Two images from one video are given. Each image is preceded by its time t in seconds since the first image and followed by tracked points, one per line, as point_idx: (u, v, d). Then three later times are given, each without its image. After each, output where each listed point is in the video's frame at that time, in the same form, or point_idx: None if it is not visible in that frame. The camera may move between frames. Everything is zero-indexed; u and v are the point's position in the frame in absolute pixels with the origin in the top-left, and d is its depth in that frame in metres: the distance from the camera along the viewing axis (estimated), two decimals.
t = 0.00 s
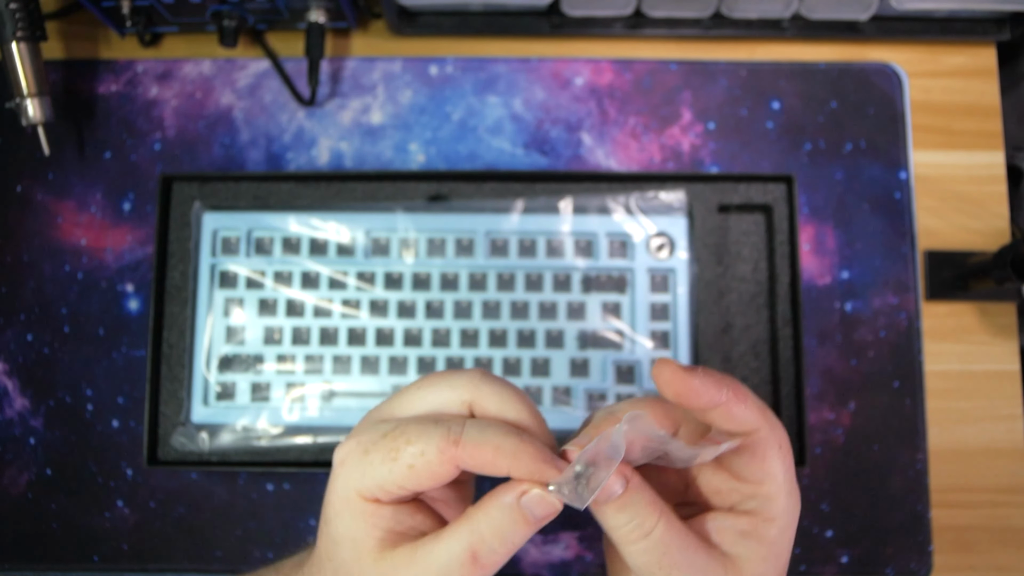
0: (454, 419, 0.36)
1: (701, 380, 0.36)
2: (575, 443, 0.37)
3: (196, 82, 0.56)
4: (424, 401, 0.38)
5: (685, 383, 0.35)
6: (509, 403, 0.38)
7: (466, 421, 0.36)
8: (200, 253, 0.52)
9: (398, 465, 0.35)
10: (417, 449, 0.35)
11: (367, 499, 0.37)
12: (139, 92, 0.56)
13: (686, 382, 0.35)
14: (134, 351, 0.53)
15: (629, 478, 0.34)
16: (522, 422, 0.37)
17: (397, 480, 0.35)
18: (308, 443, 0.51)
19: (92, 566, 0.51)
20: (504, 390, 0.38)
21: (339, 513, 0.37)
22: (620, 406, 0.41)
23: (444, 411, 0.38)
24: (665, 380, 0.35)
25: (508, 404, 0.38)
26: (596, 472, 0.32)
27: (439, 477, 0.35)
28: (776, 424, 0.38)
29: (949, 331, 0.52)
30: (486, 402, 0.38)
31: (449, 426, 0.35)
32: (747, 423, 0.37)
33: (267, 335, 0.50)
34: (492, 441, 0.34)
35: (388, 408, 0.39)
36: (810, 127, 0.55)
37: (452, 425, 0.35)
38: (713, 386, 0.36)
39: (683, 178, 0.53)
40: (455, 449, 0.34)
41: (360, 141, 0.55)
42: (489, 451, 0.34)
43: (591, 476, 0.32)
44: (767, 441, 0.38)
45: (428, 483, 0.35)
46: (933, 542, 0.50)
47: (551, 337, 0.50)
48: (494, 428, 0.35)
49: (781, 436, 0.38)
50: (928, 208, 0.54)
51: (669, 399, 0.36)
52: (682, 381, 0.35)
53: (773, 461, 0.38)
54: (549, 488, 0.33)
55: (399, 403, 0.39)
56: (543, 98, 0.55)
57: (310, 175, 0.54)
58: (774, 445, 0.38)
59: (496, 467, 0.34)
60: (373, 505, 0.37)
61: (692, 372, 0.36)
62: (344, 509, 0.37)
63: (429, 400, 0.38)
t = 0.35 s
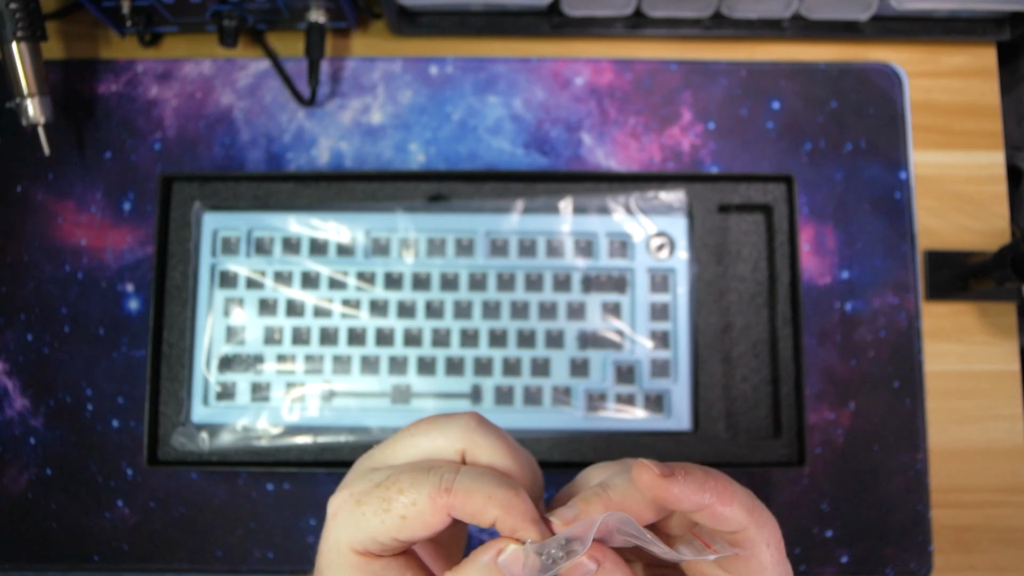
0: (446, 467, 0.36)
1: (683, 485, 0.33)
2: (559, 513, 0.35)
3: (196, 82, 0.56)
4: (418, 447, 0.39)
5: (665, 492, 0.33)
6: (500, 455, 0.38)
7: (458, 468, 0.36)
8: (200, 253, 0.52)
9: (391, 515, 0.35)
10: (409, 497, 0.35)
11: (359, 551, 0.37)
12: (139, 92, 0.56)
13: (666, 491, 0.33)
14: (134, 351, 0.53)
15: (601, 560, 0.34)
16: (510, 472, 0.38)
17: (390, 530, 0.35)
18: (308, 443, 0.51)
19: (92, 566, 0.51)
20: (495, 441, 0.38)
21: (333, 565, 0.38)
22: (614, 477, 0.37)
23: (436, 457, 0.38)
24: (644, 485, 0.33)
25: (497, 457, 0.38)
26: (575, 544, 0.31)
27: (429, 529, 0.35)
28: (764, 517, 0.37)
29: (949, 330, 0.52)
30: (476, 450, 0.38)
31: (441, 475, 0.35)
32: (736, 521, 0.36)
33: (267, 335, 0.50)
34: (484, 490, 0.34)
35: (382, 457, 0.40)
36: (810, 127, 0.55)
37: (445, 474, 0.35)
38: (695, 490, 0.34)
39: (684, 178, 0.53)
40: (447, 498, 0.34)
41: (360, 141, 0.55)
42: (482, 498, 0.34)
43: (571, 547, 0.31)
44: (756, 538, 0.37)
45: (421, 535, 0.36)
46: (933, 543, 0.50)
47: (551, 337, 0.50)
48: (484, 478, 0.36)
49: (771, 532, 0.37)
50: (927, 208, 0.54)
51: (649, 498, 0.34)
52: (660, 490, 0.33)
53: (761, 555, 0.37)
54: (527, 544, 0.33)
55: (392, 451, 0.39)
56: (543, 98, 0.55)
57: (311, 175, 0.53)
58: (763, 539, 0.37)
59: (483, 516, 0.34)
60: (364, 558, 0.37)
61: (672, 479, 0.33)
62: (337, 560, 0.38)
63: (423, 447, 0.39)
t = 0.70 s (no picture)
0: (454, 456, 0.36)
1: (697, 527, 0.33)
2: (561, 521, 0.34)
3: (196, 82, 0.56)
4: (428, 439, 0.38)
5: (677, 532, 0.33)
6: (509, 450, 0.38)
7: (466, 458, 0.36)
8: (200, 253, 0.52)
9: (397, 501, 0.35)
10: (415, 483, 0.35)
11: (364, 540, 0.37)
12: (138, 92, 0.56)
13: (679, 532, 0.33)
14: (134, 351, 0.53)
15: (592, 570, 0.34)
16: (518, 468, 0.38)
17: (395, 516, 0.35)
18: (308, 443, 0.51)
19: (92, 566, 0.51)
20: (506, 436, 0.38)
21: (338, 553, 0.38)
22: (628, 496, 0.36)
23: (445, 449, 0.38)
24: (658, 521, 0.34)
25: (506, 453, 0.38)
26: (568, 555, 0.32)
27: (433, 517, 0.35)
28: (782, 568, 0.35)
29: (949, 330, 0.52)
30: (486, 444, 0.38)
31: (448, 463, 0.35)
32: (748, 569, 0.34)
33: (267, 335, 0.50)
34: (489, 481, 0.34)
35: (393, 450, 0.40)
36: (810, 127, 0.55)
37: (451, 462, 0.35)
38: (710, 533, 0.34)
39: (683, 178, 0.53)
40: (452, 485, 0.34)
41: (360, 141, 0.55)
42: (486, 488, 0.34)
43: (564, 556, 0.32)
44: None
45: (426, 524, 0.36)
46: (933, 543, 0.50)
47: (551, 337, 0.50)
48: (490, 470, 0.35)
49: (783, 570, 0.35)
50: (927, 208, 0.54)
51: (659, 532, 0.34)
52: (671, 528, 0.33)
53: None
54: (521, 541, 0.33)
55: (402, 443, 0.39)
56: (543, 98, 0.55)
57: (310, 175, 0.54)
58: None
59: (486, 508, 0.34)
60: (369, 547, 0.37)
61: (689, 519, 0.33)
62: (342, 547, 0.38)
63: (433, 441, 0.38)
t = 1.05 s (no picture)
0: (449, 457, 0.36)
1: (694, 528, 0.33)
2: (557, 525, 0.34)
3: (196, 82, 0.56)
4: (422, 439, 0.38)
5: (675, 534, 0.33)
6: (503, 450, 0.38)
7: (462, 459, 0.36)
8: (200, 253, 0.52)
9: (392, 503, 0.35)
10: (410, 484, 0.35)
11: (361, 541, 0.37)
12: (139, 92, 0.56)
13: (676, 533, 0.33)
14: (134, 350, 0.53)
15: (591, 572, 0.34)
16: (511, 468, 0.38)
17: (390, 518, 0.35)
18: (308, 443, 0.51)
19: (92, 566, 0.51)
20: (500, 436, 0.38)
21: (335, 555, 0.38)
22: (624, 496, 0.35)
23: (439, 450, 0.38)
24: (653, 523, 0.33)
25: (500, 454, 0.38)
26: (568, 556, 0.33)
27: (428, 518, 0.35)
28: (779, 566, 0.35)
29: (949, 330, 0.52)
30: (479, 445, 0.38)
31: (444, 464, 0.35)
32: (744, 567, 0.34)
33: (267, 335, 0.50)
34: (485, 484, 0.35)
35: (388, 449, 0.39)
36: (811, 127, 0.55)
37: (447, 464, 0.35)
38: (707, 533, 0.33)
39: (683, 178, 0.53)
40: (447, 487, 0.34)
41: (360, 141, 0.55)
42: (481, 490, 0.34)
43: (564, 558, 0.33)
44: None
45: (421, 525, 0.36)
46: (933, 543, 0.50)
47: (551, 337, 0.50)
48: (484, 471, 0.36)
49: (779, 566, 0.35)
50: (927, 208, 0.54)
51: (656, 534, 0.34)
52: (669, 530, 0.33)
53: None
54: (518, 541, 0.34)
55: (396, 444, 0.39)
56: (543, 98, 0.55)
57: (310, 175, 0.53)
58: None
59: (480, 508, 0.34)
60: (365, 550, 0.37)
61: (685, 521, 0.33)
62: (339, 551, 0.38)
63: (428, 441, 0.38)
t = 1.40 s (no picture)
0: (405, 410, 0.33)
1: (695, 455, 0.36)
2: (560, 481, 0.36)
3: (196, 82, 0.56)
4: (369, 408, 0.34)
5: (681, 462, 0.35)
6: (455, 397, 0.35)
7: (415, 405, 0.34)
8: (200, 254, 0.52)
9: (390, 465, 0.30)
10: (384, 454, 0.30)
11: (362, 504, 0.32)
12: (139, 92, 0.56)
13: (682, 462, 0.35)
14: (134, 351, 0.53)
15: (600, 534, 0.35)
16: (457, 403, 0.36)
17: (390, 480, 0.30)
18: (308, 443, 0.51)
19: (92, 567, 0.51)
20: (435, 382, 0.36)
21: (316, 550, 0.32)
22: (610, 458, 0.39)
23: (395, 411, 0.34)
24: (662, 456, 0.35)
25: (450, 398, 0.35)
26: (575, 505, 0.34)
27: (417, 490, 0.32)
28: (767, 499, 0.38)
29: (949, 330, 0.52)
30: (428, 400, 0.34)
31: (409, 424, 0.31)
32: (742, 496, 0.37)
33: (267, 335, 0.50)
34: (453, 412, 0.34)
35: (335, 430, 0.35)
36: (810, 127, 0.55)
37: (413, 422, 0.31)
38: (707, 460, 0.36)
39: (683, 178, 0.53)
40: (440, 432, 0.31)
41: (360, 141, 0.55)
42: (471, 445, 0.31)
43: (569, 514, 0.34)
44: (755, 516, 0.38)
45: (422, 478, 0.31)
46: (933, 542, 0.50)
47: (551, 337, 0.50)
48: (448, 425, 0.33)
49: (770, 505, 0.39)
50: (927, 208, 0.54)
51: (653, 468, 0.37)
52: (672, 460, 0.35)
53: (760, 534, 0.38)
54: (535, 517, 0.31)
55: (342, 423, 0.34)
56: (543, 98, 0.55)
57: (310, 175, 0.54)
58: (761, 518, 0.38)
59: (475, 477, 0.31)
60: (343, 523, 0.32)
61: (686, 450, 0.35)
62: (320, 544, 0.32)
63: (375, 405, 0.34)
